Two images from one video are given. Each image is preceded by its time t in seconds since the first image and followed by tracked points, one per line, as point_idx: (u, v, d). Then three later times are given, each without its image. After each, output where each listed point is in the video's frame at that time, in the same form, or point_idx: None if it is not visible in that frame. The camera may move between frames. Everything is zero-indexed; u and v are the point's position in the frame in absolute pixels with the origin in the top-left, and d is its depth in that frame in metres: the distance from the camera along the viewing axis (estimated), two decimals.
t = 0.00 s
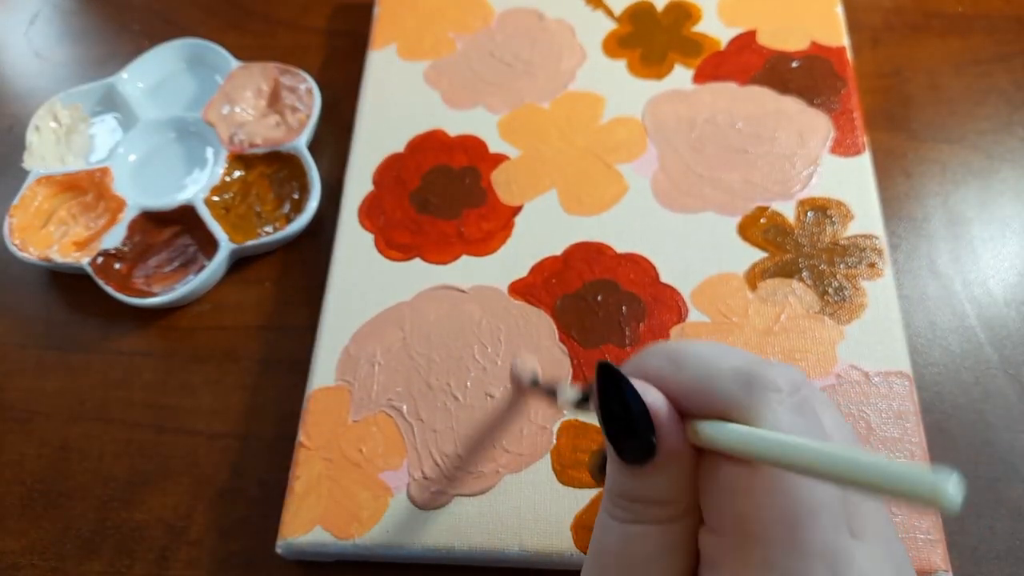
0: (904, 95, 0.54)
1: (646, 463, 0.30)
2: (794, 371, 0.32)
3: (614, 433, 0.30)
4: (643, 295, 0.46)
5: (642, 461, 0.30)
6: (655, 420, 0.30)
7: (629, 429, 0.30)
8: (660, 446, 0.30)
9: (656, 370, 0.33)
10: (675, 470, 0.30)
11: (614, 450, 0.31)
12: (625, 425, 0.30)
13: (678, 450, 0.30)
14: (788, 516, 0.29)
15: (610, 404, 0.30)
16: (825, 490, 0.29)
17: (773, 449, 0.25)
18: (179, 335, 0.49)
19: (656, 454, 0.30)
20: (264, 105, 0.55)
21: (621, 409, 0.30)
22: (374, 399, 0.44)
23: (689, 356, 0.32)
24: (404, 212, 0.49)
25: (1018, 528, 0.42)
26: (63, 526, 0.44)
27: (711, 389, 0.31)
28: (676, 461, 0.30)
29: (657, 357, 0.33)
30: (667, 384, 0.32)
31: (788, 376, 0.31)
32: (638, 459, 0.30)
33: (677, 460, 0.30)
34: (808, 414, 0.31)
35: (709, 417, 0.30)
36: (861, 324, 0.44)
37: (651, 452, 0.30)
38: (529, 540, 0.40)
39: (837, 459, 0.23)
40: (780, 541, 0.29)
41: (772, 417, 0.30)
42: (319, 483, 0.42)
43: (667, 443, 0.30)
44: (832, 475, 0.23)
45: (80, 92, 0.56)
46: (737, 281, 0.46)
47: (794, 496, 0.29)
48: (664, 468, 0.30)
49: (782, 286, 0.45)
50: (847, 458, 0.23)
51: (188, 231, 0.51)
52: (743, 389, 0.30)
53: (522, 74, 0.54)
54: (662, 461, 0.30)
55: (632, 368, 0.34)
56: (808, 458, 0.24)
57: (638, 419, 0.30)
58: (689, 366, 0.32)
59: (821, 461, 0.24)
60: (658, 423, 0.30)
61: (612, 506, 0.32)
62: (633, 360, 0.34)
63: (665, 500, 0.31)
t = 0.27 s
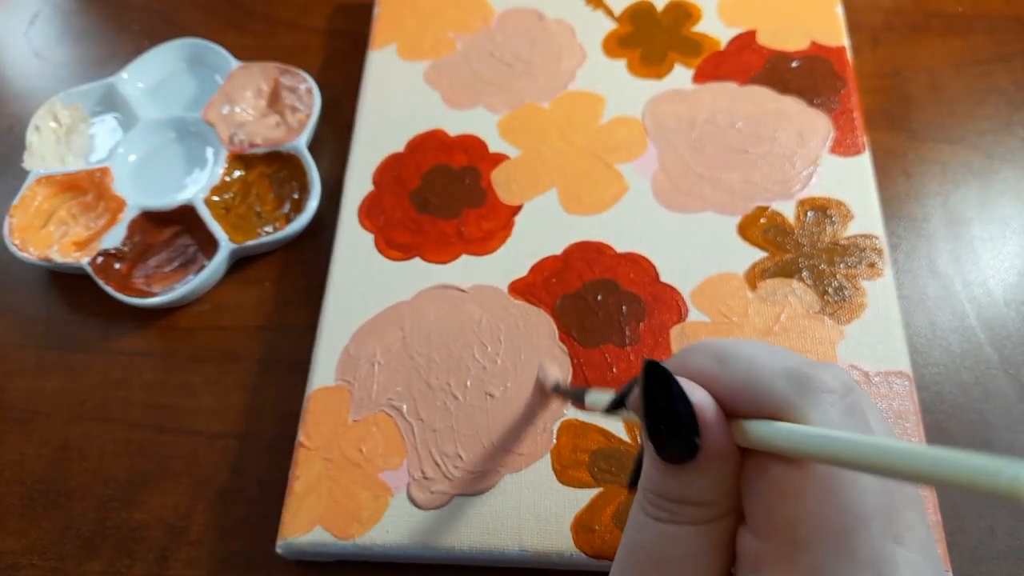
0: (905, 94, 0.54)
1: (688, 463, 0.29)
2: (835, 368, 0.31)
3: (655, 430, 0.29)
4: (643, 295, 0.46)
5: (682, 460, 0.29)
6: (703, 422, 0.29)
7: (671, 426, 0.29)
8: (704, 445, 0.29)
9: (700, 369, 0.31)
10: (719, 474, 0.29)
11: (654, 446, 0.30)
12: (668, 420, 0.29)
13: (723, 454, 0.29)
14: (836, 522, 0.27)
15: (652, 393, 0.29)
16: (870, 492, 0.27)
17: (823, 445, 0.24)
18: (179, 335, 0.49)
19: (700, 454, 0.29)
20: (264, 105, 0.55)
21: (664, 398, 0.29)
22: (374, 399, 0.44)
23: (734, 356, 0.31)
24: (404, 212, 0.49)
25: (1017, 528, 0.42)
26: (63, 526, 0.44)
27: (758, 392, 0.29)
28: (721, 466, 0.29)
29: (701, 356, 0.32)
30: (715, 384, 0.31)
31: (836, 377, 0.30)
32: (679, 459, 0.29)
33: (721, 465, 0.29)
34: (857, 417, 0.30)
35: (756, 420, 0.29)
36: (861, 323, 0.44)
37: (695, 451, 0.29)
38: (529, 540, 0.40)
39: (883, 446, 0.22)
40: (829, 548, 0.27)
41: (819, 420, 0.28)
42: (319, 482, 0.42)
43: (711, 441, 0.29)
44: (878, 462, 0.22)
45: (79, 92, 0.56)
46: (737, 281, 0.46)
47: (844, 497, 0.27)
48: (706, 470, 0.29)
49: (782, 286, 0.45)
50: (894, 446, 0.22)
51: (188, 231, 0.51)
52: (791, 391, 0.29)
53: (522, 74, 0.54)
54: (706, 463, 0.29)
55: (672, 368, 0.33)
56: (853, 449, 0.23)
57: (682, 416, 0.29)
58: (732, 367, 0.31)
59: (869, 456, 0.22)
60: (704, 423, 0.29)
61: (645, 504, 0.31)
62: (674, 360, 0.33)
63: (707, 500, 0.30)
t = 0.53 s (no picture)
0: (904, 94, 0.54)
1: (616, 448, 0.30)
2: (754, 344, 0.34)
3: (583, 421, 0.30)
4: (643, 295, 0.46)
5: (610, 446, 0.30)
6: (622, 407, 0.30)
7: (596, 416, 0.30)
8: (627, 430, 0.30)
9: (618, 347, 0.33)
10: (644, 455, 0.30)
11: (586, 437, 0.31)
12: (592, 413, 0.30)
13: (645, 436, 0.30)
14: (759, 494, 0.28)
15: (573, 385, 0.30)
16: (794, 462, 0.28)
17: (764, 461, 0.24)
18: (179, 335, 0.49)
19: (625, 439, 0.30)
20: (264, 105, 0.55)
21: (586, 388, 0.30)
22: (374, 399, 0.44)
23: (649, 333, 0.33)
24: (404, 212, 0.49)
25: (1018, 528, 0.42)
26: (63, 526, 0.44)
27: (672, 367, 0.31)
28: (645, 448, 0.30)
29: (619, 331, 0.34)
30: (633, 360, 0.32)
31: (748, 353, 0.32)
32: (607, 445, 0.30)
33: (645, 446, 0.30)
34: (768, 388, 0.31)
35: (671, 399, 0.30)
36: (861, 323, 0.44)
37: (620, 434, 0.30)
38: (528, 540, 0.39)
39: (830, 484, 0.22)
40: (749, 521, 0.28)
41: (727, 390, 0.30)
42: (318, 482, 0.42)
43: (634, 425, 0.30)
44: (823, 499, 0.22)
45: (79, 92, 0.56)
46: (737, 281, 0.46)
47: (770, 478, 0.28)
48: (634, 453, 0.30)
49: (782, 286, 0.45)
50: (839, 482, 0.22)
51: (188, 231, 0.51)
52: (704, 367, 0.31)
53: (522, 74, 0.54)
54: (631, 446, 0.30)
55: (589, 341, 0.34)
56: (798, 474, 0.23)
57: (604, 405, 0.30)
58: (651, 344, 0.32)
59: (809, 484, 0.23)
60: (625, 407, 0.30)
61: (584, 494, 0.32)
62: (592, 333, 0.34)
63: (635, 481, 0.31)
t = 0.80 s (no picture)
0: (905, 95, 0.55)
1: (647, 518, 0.29)
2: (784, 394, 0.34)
3: (613, 481, 0.29)
4: (643, 295, 0.46)
5: (640, 514, 0.29)
6: (661, 476, 0.29)
7: (630, 480, 0.29)
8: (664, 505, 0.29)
9: (650, 408, 0.32)
10: (676, 528, 0.29)
11: (611, 498, 0.30)
12: (625, 475, 0.29)
13: (682, 510, 0.29)
14: None
15: (611, 447, 0.29)
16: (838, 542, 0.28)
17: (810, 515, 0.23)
18: (179, 335, 0.49)
19: (657, 508, 0.29)
20: (264, 105, 0.55)
21: (622, 450, 0.29)
22: (374, 399, 0.44)
23: (680, 395, 0.32)
24: (404, 212, 0.49)
25: (1018, 528, 0.42)
26: (63, 526, 0.44)
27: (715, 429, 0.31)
28: (681, 523, 0.29)
29: (650, 393, 0.33)
30: (665, 423, 0.31)
31: (789, 418, 0.32)
32: (636, 512, 0.29)
33: (679, 517, 0.29)
34: (811, 457, 0.31)
35: (711, 465, 0.29)
36: (861, 323, 0.44)
37: (655, 508, 0.29)
38: (528, 539, 0.39)
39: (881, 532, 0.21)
40: None
41: (770, 457, 0.30)
42: (318, 482, 0.42)
43: (672, 501, 0.29)
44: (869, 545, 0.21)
45: (79, 92, 0.56)
46: (737, 282, 0.46)
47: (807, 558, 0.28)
48: (661, 523, 0.29)
49: (782, 286, 0.45)
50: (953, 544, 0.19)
51: (188, 231, 0.51)
52: (746, 430, 0.31)
53: (522, 74, 0.54)
54: (664, 517, 0.29)
55: (618, 401, 0.33)
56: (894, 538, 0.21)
57: (642, 470, 0.29)
58: (685, 407, 0.32)
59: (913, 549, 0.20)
60: (664, 477, 0.29)
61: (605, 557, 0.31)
62: (621, 392, 0.33)
63: (664, 553, 0.30)
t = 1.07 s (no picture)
0: (904, 95, 0.55)
1: (582, 546, 0.26)
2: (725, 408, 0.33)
3: (541, 508, 0.26)
4: (643, 295, 0.46)
5: (574, 543, 0.26)
6: (593, 503, 0.25)
7: (560, 507, 0.26)
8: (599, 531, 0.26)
9: (584, 426, 0.29)
10: (614, 555, 0.26)
11: (542, 527, 0.27)
12: (555, 501, 0.26)
13: (618, 537, 0.26)
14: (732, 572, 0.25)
15: (538, 473, 0.26)
16: (761, 524, 0.26)
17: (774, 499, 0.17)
18: (179, 335, 0.49)
19: (593, 537, 0.26)
20: (264, 105, 0.55)
21: (551, 477, 0.26)
22: (374, 399, 0.44)
23: (619, 408, 0.29)
24: (404, 212, 0.49)
25: (1018, 528, 0.42)
26: (63, 526, 0.44)
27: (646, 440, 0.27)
28: (614, 548, 0.26)
29: (587, 410, 0.30)
30: (601, 440, 0.28)
31: (723, 418, 0.28)
32: (571, 541, 0.26)
33: (616, 545, 0.26)
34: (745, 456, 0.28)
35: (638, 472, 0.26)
36: (861, 323, 0.44)
37: (590, 534, 0.25)
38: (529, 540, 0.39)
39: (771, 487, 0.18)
40: None
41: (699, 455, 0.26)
42: (318, 482, 0.42)
43: (606, 527, 0.25)
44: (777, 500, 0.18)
45: (79, 92, 0.56)
46: (737, 281, 0.46)
47: (739, 546, 0.25)
48: (602, 552, 0.26)
49: (782, 286, 0.45)
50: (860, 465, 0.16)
51: (188, 231, 0.51)
52: (671, 431, 0.27)
53: (522, 74, 0.54)
54: (600, 546, 0.26)
55: (555, 422, 0.30)
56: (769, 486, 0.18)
57: (571, 496, 0.25)
58: (620, 418, 0.28)
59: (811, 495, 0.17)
60: (596, 506, 0.25)
61: None
62: (559, 414, 0.31)
63: None
